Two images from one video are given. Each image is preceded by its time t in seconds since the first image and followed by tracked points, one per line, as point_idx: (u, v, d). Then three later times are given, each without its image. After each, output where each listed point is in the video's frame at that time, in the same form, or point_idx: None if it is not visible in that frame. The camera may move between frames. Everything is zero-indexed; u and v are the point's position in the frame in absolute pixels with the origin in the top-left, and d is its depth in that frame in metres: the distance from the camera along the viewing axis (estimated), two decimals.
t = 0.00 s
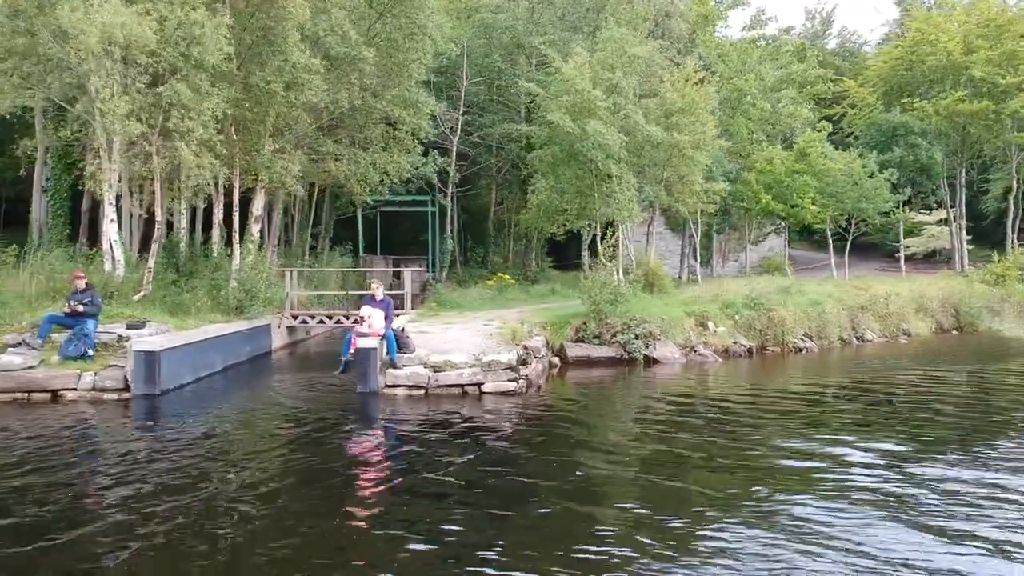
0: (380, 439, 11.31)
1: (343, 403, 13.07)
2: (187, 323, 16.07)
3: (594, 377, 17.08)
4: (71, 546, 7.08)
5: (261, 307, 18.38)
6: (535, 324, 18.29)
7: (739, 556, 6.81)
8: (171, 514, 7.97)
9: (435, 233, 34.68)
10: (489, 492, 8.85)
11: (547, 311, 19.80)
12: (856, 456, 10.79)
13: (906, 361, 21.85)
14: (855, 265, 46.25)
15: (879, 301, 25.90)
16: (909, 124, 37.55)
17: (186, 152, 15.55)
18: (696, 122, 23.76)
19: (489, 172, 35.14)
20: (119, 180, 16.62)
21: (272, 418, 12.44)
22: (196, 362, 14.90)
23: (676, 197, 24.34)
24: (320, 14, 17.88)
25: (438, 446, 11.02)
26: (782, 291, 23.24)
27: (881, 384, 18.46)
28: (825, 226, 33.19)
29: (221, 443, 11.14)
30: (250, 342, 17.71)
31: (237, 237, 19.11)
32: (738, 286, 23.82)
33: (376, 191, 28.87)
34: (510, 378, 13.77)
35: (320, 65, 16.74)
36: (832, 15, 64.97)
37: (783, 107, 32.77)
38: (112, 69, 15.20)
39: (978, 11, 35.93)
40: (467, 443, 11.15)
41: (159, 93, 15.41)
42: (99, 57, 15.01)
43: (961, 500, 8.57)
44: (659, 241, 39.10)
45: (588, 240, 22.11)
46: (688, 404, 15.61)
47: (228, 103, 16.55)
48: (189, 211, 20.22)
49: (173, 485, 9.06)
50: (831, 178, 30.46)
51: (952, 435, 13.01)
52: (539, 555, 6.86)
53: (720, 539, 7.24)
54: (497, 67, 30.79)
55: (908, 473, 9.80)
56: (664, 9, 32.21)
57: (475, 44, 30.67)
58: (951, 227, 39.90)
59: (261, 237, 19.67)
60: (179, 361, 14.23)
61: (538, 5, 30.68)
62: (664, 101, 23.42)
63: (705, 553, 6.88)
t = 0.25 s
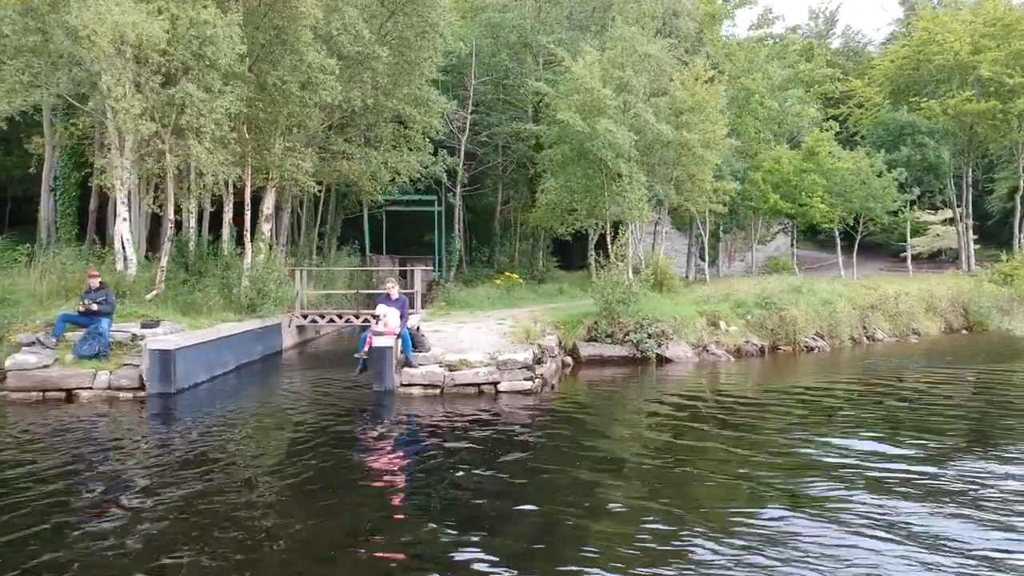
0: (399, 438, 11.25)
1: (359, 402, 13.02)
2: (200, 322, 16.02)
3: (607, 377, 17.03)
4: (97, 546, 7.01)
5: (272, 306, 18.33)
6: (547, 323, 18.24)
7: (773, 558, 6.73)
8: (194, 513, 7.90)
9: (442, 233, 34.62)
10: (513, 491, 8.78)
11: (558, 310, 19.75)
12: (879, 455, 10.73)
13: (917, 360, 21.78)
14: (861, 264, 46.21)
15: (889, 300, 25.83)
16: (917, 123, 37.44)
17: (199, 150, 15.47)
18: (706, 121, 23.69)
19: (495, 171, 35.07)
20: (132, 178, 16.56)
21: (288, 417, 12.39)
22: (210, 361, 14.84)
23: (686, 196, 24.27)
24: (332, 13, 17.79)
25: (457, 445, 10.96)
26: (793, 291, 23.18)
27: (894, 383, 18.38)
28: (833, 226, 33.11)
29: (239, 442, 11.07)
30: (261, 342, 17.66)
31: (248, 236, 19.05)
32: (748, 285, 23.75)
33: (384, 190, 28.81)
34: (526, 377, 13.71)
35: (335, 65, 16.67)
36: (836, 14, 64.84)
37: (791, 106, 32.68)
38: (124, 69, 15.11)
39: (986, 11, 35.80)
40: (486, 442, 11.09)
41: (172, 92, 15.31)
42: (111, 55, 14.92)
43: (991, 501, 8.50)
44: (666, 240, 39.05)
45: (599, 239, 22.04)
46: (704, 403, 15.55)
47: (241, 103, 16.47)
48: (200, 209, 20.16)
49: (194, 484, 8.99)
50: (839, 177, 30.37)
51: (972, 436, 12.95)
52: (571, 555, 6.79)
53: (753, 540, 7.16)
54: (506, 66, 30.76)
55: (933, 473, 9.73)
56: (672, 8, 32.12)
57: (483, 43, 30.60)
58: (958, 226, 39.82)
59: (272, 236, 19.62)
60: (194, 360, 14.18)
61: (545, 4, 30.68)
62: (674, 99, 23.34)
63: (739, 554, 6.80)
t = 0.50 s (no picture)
0: (419, 438, 11.20)
1: (376, 402, 12.97)
2: (214, 321, 15.97)
3: (620, 377, 16.96)
4: (123, 547, 6.93)
5: (284, 306, 18.28)
6: (561, 323, 18.19)
7: (815, 558, 6.67)
8: (220, 514, 7.83)
9: (449, 233, 34.55)
10: (540, 490, 8.72)
11: (570, 310, 19.68)
12: (903, 455, 10.66)
13: (929, 360, 21.70)
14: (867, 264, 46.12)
15: (900, 300, 25.71)
16: (925, 123, 37.31)
17: (213, 149, 15.37)
18: (717, 121, 23.60)
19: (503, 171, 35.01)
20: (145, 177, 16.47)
21: (306, 417, 12.33)
22: (224, 361, 14.79)
23: (697, 196, 24.17)
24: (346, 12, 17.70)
25: (478, 445, 10.90)
26: (804, 291, 23.11)
27: (909, 383, 18.29)
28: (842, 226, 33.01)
29: (257, 442, 11.01)
30: (274, 342, 17.61)
31: (260, 235, 19.00)
32: (759, 285, 23.67)
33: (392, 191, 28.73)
34: (543, 377, 13.66)
35: (349, 65, 16.60)
36: (840, 15, 64.70)
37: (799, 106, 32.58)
38: (137, 68, 15.02)
39: (995, 10, 35.66)
40: (507, 442, 11.04)
41: (186, 91, 15.19)
42: (125, 54, 14.81)
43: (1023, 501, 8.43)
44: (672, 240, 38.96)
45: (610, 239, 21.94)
46: (720, 402, 15.50)
47: (256, 101, 16.37)
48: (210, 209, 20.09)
49: (216, 484, 8.92)
50: (848, 177, 30.26)
51: (993, 435, 12.87)
52: (606, 556, 6.72)
53: (788, 541, 7.10)
54: (514, 66, 30.67)
55: (960, 472, 9.66)
56: (681, 7, 32.01)
57: (491, 43, 30.50)
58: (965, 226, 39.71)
59: (284, 236, 19.57)
60: (209, 360, 14.12)
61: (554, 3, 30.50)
62: (685, 99, 23.25)
63: (776, 555, 6.74)
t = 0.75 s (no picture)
0: (437, 437, 11.14)
1: (392, 402, 12.91)
2: (227, 321, 15.92)
3: (632, 377, 16.92)
4: (149, 547, 6.86)
5: (296, 305, 18.23)
6: (573, 323, 18.15)
7: (851, 559, 6.59)
8: (244, 514, 7.76)
9: (456, 232, 34.48)
10: (564, 490, 8.66)
11: (581, 310, 19.64)
12: (925, 453, 10.59)
13: (940, 359, 21.63)
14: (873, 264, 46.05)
15: (909, 300, 25.63)
16: (932, 122, 37.24)
17: (226, 148, 15.29)
18: (727, 120, 23.55)
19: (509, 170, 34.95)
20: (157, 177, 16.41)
21: (323, 417, 12.28)
22: (237, 361, 14.74)
23: (706, 196, 24.11)
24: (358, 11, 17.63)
25: (497, 445, 10.84)
26: (814, 290, 23.06)
27: (922, 382, 18.23)
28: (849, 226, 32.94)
29: (275, 441, 10.96)
30: (285, 341, 17.56)
31: (271, 234, 18.96)
32: (769, 284, 23.62)
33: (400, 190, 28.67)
34: (559, 377, 13.60)
35: (362, 63, 16.55)
36: (844, 15, 64.63)
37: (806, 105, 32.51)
38: (149, 66, 14.94)
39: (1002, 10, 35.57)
40: (526, 441, 10.98)
41: (199, 88, 15.08)
42: (137, 52, 14.73)
43: None
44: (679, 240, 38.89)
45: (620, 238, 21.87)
46: (735, 402, 15.45)
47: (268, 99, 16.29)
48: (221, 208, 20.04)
49: (238, 483, 8.86)
50: (856, 176, 30.18)
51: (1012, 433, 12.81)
52: (639, 556, 6.65)
53: (821, 540, 7.03)
54: (522, 65, 30.61)
55: (984, 471, 9.59)
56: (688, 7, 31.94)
57: (498, 42, 30.45)
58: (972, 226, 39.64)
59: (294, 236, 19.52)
60: (223, 360, 14.08)
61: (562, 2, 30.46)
62: (695, 98, 23.19)
63: (811, 555, 6.68)
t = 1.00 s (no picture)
0: (456, 437, 11.08)
1: (408, 401, 12.87)
2: (240, 319, 15.89)
3: (644, 375, 16.88)
4: (174, 546, 6.78)
5: (307, 304, 18.20)
6: (586, 322, 18.12)
7: (884, 558, 6.53)
8: (267, 512, 7.73)
9: (462, 231, 34.45)
10: (588, 489, 8.59)
11: (592, 308, 19.63)
12: (947, 453, 10.54)
13: (952, 358, 21.52)
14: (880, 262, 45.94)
15: (919, 299, 25.53)
16: (941, 121, 37.08)
17: (238, 146, 15.22)
18: (737, 119, 23.48)
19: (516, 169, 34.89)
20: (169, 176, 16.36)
21: (339, 415, 12.25)
22: (251, 360, 14.73)
23: (716, 195, 24.07)
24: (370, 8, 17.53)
25: (517, 442, 10.79)
26: (825, 289, 22.99)
27: (935, 380, 18.14)
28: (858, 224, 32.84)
29: (293, 440, 10.90)
30: (296, 341, 17.54)
31: (282, 233, 18.92)
32: (779, 283, 23.55)
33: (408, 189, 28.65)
34: (575, 376, 13.55)
35: (375, 62, 16.50)
36: (849, 14, 64.51)
37: (814, 104, 32.45)
38: (162, 63, 14.83)
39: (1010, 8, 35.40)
40: (544, 439, 10.94)
41: (211, 86, 14.98)
42: (149, 49, 14.62)
43: None
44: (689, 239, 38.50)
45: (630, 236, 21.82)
46: (749, 401, 15.40)
47: (282, 97, 16.21)
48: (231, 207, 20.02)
49: (259, 482, 8.79)
50: (864, 175, 30.07)
51: None
52: (671, 556, 6.60)
53: (853, 541, 6.95)
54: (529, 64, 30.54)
55: (1009, 472, 9.52)
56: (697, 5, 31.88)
57: (506, 41, 30.41)
58: (979, 224, 39.52)
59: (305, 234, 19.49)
60: (238, 358, 14.06)
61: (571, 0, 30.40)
62: (705, 96, 23.11)
63: (845, 556, 6.60)
